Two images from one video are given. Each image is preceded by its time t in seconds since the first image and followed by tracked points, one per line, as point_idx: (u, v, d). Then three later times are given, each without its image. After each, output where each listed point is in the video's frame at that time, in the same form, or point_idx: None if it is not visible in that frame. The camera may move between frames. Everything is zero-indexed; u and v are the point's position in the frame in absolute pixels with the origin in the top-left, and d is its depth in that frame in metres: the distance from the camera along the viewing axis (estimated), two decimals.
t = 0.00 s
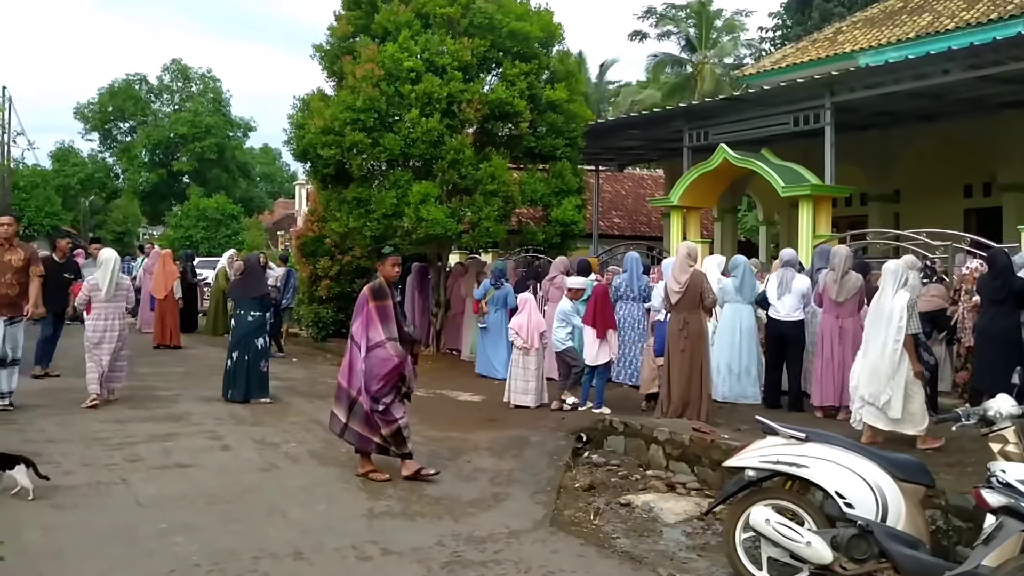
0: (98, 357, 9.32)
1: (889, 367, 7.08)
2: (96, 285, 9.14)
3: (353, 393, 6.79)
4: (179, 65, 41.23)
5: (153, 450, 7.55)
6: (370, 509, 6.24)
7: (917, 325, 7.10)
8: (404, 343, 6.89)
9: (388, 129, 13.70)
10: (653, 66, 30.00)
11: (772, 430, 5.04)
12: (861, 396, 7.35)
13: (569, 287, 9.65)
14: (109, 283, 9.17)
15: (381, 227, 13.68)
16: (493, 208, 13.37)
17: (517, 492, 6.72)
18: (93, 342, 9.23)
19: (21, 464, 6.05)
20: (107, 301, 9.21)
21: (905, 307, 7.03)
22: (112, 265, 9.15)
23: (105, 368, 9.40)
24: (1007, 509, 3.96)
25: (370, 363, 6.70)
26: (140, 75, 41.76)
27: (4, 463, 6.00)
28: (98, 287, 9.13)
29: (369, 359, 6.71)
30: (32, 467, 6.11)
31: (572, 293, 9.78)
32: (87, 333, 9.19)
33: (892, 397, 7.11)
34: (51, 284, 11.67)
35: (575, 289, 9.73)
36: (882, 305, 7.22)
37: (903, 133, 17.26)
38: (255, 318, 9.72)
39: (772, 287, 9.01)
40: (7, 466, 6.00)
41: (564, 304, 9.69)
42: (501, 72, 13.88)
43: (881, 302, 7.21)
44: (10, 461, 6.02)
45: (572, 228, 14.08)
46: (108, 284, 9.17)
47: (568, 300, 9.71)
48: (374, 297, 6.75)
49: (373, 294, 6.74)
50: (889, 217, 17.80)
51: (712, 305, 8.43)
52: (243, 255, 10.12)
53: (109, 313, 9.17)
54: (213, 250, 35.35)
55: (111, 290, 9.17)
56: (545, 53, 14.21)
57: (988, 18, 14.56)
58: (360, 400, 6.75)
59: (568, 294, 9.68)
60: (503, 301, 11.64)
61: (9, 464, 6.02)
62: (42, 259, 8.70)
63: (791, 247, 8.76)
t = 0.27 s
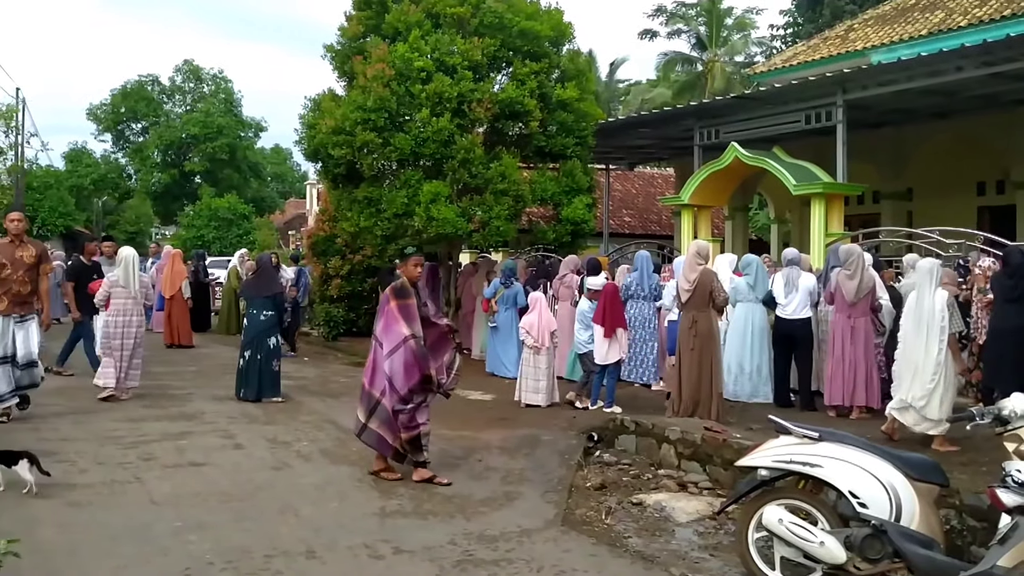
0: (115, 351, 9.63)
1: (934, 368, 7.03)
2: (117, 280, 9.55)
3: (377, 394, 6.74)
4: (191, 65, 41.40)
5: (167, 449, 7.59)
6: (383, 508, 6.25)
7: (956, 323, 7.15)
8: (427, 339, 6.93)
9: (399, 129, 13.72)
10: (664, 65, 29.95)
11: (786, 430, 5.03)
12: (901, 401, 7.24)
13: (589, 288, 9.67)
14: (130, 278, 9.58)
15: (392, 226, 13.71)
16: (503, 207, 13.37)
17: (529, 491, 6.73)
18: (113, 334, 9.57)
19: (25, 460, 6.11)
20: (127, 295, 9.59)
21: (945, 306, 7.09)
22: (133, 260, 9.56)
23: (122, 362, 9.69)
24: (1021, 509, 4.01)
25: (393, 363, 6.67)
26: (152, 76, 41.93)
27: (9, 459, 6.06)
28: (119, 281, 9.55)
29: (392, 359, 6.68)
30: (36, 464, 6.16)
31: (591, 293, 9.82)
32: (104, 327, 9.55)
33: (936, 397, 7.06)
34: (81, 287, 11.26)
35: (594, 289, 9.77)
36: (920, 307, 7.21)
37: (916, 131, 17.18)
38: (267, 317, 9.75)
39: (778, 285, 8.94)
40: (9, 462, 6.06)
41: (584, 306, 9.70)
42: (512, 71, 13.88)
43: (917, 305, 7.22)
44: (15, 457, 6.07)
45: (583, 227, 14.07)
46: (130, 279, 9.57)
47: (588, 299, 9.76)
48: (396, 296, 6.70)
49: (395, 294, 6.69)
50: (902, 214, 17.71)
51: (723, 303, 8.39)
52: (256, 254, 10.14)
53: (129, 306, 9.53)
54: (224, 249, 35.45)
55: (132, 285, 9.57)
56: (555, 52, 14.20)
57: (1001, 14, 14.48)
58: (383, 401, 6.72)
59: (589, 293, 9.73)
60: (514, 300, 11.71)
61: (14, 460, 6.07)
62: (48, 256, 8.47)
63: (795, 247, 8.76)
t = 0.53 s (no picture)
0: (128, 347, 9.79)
1: (979, 367, 6.99)
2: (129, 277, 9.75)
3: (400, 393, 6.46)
4: (202, 66, 41.50)
5: (179, 448, 7.60)
6: (394, 506, 6.24)
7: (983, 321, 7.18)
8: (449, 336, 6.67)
9: (409, 128, 13.72)
10: (675, 63, 29.88)
11: (799, 430, 5.00)
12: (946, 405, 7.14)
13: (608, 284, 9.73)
14: (142, 275, 9.75)
15: (402, 226, 13.71)
16: (514, 206, 13.37)
17: (540, 490, 6.71)
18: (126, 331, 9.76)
19: (25, 456, 6.18)
20: (140, 293, 9.77)
21: (975, 305, 7.09)
22: (143, 257, 9.75)
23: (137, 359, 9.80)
24: None
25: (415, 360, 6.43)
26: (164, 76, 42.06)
27: (9, 454, 6.14)
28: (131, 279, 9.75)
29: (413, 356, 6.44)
30: (39, 461, 6.23)
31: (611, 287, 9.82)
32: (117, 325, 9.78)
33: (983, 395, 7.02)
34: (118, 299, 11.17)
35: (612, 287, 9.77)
36: (948, 311, 7.16)
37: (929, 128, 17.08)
38: (279, 316, 9.77)
39: (785, 283, 8.98)
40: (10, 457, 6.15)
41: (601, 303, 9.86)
42: (522, 70, 13.86)
43: (947, 309, 7.15)
44: (15, 452, 6.16)
45: (594, 226, 14.07)
46: (142, 276, 9.75)
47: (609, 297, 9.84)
48: (416, 296, 6.48)
49: (414, 293, 6.47)
50: (916, 213, 17.60)
51: (733, 301, 8.31)
52: (267, 253, 10.16)
53: (139, 303, 9.70)
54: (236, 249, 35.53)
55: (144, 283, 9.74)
56: (566, 51, 14.17)
57: (1015, 11, 14.38)
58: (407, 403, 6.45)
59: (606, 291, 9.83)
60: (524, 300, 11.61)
61: (15, 454, 6.16)
62: (66, 261, 8.12)
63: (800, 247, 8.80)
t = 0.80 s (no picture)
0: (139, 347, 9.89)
1: (999, 364, 6.99)
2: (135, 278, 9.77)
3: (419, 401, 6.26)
4: (214, 66, 41.60)
5: (191, 446, 7.63)
6: (405, 505, 6.26)
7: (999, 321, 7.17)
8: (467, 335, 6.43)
9: (420, 128, 13.72)
10: (686, 62, 29.81)
11: (811, 429, 4.99)
12: (964, 404, 7.08)
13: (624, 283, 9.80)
14: (147, 277, 9.73)
15: (413, 225, 13.74)
16: (524, 206, 13.37)
17: (551, 489, 6.71)
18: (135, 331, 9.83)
19: (28, 453, 6.19)
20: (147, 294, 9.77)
21: (993, 305, 7.07)
22: (148, 259, 9.74)
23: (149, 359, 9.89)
24: None
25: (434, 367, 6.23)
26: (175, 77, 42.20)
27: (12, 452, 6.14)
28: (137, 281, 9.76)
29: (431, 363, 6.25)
30: (40, 457, 6.24)
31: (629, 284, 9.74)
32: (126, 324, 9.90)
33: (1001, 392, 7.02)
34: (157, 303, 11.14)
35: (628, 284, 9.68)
36: (967, 310, 7.11)
37: (942, 127, 17.00)
38: (292, 314, 9.84)
39: (795, 281, 8.98)
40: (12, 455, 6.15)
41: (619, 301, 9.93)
42: (533, 69, 13.85)
43: (965, 308, 7.11)
44: (16, 450, 6.16)
45: (604, 225, 14.10)
46: (147, 277, 9.72)
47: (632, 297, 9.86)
48: (426, 295, 6.31)
49: (424, 292, 6.31)
50: (928, 211, 17.52)
51: (744, 300, 8.24)
52: (279, 253, 10.17)
53: (145, 304, 9.74)
54: (247, 249, 35.64)
55: (150, 285, 9.71)
56: (577, 50, 14.15)
57: None
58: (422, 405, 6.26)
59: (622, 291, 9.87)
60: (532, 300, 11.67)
61: (17, 453, 6.15)
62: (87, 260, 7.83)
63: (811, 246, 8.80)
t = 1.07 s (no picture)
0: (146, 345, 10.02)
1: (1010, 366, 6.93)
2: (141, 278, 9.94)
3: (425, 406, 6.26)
4: (226, 67, 41.72)
5: (205, 444, 7.66)
6: (417, 503, 6.27)
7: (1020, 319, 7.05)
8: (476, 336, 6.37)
9: (431, 127, 13.74)
10: (698, 60, 29.74)
11: (824, 430, 4.98)
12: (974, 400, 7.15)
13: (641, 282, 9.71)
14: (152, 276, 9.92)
15: (425, 225, 13.76)
16: (536, 205, 13.37)
17: (563, 489, 6.71)
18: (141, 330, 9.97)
19: (34, 451, 6.29)
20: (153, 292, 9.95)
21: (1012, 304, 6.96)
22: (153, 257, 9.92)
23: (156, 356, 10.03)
24: None
25: (442, 374, 6.24)
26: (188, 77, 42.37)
27: (18, 450, 6.25)
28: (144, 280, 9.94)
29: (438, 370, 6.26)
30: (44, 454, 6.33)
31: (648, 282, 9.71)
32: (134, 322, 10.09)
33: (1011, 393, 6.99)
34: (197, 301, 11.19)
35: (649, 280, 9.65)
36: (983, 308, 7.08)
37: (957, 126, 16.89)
38: (304, 314, 9.86)
39: (807, 282, 8.98)
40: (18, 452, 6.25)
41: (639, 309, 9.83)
42: (544, 68, 13.85)
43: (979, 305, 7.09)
44: (23, 448, 6.26)
45: (616, 224, 14.08)
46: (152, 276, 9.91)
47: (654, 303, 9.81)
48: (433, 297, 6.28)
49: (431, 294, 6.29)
50: (943, 210, 17.40)
51: (754, 300, 8.21)
52: (291, 252, 10.20)
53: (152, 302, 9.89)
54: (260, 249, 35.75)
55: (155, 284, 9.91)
56: (588, 48, 14.14)
57: None
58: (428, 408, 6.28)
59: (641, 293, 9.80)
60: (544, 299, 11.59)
61: (23, 451, 6.26)
62: (106, 259, 7.54)
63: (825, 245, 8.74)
